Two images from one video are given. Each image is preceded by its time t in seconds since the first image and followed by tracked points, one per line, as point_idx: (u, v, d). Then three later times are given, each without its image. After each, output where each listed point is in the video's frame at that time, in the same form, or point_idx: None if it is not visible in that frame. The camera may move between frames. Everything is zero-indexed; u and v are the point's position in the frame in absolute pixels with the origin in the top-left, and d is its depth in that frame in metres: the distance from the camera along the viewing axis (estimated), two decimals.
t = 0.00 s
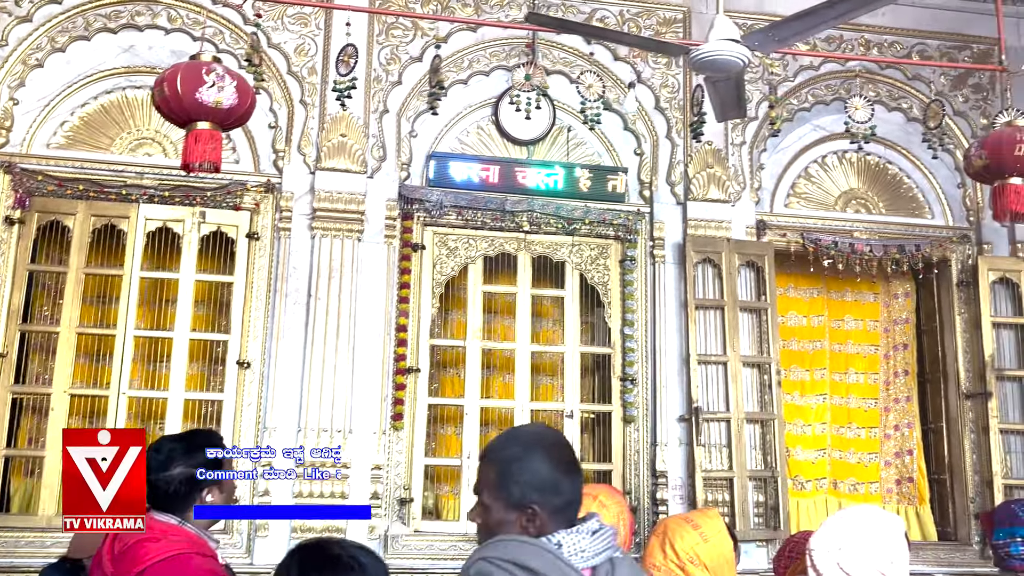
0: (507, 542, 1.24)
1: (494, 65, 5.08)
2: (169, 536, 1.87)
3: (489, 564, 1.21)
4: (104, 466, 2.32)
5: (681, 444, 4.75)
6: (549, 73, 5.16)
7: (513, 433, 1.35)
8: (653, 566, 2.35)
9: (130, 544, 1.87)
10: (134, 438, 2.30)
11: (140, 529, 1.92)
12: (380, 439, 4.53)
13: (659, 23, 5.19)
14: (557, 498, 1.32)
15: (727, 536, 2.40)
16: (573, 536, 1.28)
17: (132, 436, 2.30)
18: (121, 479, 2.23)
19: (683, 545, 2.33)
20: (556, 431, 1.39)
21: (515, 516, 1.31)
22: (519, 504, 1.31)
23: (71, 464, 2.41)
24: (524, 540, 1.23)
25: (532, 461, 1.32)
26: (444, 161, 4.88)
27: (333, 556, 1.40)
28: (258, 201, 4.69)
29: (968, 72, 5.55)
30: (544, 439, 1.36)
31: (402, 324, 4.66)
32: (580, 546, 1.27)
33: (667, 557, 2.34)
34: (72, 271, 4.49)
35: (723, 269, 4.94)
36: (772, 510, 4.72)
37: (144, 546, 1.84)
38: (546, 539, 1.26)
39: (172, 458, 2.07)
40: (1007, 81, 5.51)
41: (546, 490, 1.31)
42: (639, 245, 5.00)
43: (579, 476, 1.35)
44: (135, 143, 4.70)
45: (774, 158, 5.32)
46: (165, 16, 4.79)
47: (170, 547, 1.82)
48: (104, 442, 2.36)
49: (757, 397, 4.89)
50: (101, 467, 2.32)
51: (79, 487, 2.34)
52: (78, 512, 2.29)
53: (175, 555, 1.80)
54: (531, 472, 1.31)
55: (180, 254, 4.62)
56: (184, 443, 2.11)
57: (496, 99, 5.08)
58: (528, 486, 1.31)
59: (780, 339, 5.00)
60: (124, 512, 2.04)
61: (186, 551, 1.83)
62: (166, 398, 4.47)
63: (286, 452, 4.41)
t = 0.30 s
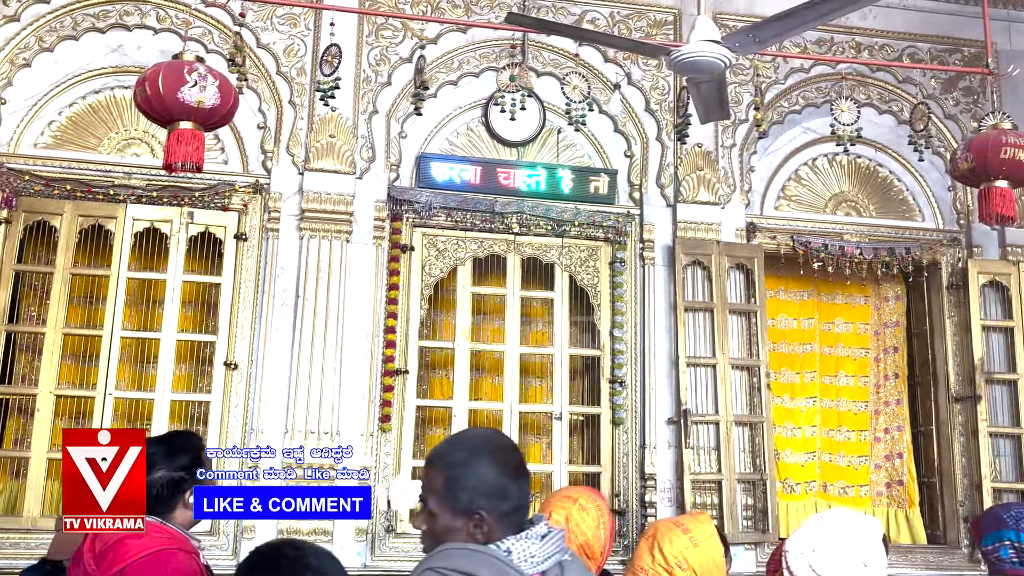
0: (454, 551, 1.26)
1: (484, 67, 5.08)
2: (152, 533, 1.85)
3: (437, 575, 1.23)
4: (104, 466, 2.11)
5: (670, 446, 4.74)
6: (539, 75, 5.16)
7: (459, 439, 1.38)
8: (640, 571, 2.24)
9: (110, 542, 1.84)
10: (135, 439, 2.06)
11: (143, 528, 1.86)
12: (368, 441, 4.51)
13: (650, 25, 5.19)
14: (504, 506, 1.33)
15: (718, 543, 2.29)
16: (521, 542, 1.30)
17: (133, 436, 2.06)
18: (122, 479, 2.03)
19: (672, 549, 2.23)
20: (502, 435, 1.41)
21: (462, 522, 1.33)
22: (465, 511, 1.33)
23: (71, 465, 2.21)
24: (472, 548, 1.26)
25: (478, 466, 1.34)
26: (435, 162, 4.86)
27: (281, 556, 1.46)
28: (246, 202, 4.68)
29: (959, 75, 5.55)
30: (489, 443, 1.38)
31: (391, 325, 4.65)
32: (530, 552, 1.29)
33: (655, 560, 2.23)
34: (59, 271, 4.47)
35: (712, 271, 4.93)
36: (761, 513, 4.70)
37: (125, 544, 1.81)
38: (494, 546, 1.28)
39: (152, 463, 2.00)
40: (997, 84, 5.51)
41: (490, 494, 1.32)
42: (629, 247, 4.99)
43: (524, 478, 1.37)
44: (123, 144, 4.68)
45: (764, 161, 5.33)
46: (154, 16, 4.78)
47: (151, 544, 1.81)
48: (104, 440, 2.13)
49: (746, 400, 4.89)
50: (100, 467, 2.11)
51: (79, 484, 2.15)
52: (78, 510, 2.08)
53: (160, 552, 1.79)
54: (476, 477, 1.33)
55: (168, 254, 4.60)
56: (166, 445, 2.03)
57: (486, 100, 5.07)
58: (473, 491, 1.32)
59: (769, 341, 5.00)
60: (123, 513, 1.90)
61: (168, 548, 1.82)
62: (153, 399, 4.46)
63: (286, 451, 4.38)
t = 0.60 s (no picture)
0: (393, 556, 1.36)
1: (473, 69, 5.08)
2: (124, 531, 1.80)
3: None
4: (103, 466, 1.87)
5: (657, 450, 4.74)
6: (527, 78, 5.15)
7: (390, 447, 1.44)
8: None
9: (82, 539, 1.80)
10: (136, 438, 1.91)
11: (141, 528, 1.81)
12: (353, 443, 4.51)
13: (639, 28, 5.19)
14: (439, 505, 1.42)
15: (726, 550, 1.89)
16: (459, 545, 1.42)
17: (134, 435, 1.91)
18: (122, 480, 1.88)
19: (678, 558, 1.83)
20: (436, 439, 1.48)
21: (398, 532, 1.43)
22: (400, 522, 1.42)
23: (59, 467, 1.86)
24: (410, 554, 1.36)
25: (411, 474, 1.41)
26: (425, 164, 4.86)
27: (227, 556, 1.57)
28: (233, 203, 4.67)
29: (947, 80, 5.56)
30: (421, 449, 1.44)
31: (377, 327, 4.65)
32: (464, 554, 1.41)
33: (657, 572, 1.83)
34: (44, 271, 4.46)
35: (699, 274, 4.93)
36: (747, 517, 4.71)
37: (97, 541, 1.77)
38: (434, 551, 1.39)
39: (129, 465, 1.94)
40: (985, 89, 5.52)
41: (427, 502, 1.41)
42: (617, 249, 4.98)
43: (457, 480, 1.46)
44: (109, 144, 4.67)
45: (752, 165, 5.33)
46: (142, 16, 4.78)
47: (124, 544, 1.76)
48: (103, 438, 1.87)
49: (732, 403, 4.89)
50: (98, 467, 1.87)
51: (67, 484, 1.87)
52: (71, 512, 1.82)
53: (129, 554, 1.74)
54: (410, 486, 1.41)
55: (154, 255, 4.59)
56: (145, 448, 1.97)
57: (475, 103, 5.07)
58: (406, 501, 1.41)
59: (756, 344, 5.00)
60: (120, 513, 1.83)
61: (141, 548, 1.77)
62: (138, 400, 4.44)
63: (287, 451, 4.36)
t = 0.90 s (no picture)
0: (361, 551, 1.36)
1: (460, 70, 5.08)
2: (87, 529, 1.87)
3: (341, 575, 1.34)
4: (103, 466, 2.02)
5: (641, 451, 4.73)
6: (514, 79, 5.15)
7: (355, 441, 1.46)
8: None
9: (48, 536, 1.86)
10: (135, 438, 2.03)
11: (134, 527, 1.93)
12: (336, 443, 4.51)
13: (626, 30, 5.19)
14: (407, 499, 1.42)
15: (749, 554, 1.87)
16: (426, 541, 1.43)
17: (133, 435, 2.03)
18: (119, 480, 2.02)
19: (699, 564, 1.81)
20: (404, 434, 1.49)
21: (364, 526, 1.43)
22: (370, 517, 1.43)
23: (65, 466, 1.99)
24: (377, 549, 1.36)
25: (376, 468, 1.42)
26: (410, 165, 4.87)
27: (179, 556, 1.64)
28: (218, 202, 4.65)
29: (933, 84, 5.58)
30: (389, 443, 1.45)
31: (361, 327, 4.64)
32: (431, 550, 1.42)
33: None
34: (26, 270, 4.43)
35: (685, 276, 4.93)
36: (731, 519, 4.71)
37: (60, 539, 1.83)
38: (401, 546, 1.40)
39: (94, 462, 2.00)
40: (970, 94, 5.54)
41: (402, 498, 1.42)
42: (602, 251, 4.98)
43: (425, 475, 1.46)
44: (93, 142, 4.66)
45: (738, 167, 5.34)
46: (127, 14, 4.76)
47: (87, 542, 1.83)
48: (103, 438, 2.02)
49: (716, 405, 4.90)
50: (99, 467, 2.02)
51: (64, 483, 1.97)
52: (72, 512, 1.88)
53: (92, 553, 1.81)
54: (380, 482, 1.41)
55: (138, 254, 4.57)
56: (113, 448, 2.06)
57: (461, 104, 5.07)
58: (390, 501, 1.42)
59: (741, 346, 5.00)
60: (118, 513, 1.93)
61: (105, 547, 1.83)
62: (119, 400, 4.42)
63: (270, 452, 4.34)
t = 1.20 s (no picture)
0: (332, 543, 1.41)
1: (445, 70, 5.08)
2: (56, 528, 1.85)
3: (313, 565, 1.39)
4: (104, 465, 2.23)
5: (623, 452, 4.74)
6: (499, 79, 5.15)
7: (344, 439, 1.51)
8: None
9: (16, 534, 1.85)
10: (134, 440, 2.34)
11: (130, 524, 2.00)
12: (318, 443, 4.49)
13: (611, 31, 5.20)
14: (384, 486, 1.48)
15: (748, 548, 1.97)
16: (397, 534, 1.48)
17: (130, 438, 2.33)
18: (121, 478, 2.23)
19: (704, 562, 1.90)
20: (380, 428, 1.55)
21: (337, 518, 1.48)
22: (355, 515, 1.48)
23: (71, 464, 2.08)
24: (349, 541, 1.42)
25: (376, 469, 1.47)
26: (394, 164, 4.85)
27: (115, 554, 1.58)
28: (200, 200, 4.64)
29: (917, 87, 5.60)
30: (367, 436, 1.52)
31: (344, 326, 4.64)
32: (403, 543, 1.47)
33: None
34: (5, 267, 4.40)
35: (668, 278, 4.94)
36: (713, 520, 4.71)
37: (28, 537, 1.82)
38: (373, 538, 1.45)
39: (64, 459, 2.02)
40: (954, 98, 5.57)
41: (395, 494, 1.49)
42: (587, 252, 4.98)
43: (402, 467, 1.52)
44: (75, 139, 4.64)
45: (723, 169, 5.35)
46: (111, 11, 4.75)
47: (52, 541, 1.80)
48: (104, 439, 2.25)
49: (699, 407, 4.90)
50: (100, 467, 2.22)
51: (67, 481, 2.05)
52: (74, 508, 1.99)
53: (58, 551, 1.78)
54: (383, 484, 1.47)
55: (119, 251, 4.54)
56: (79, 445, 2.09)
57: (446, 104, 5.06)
58: (390, 501, 1.49)
59: (724, 348, 5.01)
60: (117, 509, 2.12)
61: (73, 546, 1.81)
62: (99, 398, 4.39)
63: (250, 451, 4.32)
